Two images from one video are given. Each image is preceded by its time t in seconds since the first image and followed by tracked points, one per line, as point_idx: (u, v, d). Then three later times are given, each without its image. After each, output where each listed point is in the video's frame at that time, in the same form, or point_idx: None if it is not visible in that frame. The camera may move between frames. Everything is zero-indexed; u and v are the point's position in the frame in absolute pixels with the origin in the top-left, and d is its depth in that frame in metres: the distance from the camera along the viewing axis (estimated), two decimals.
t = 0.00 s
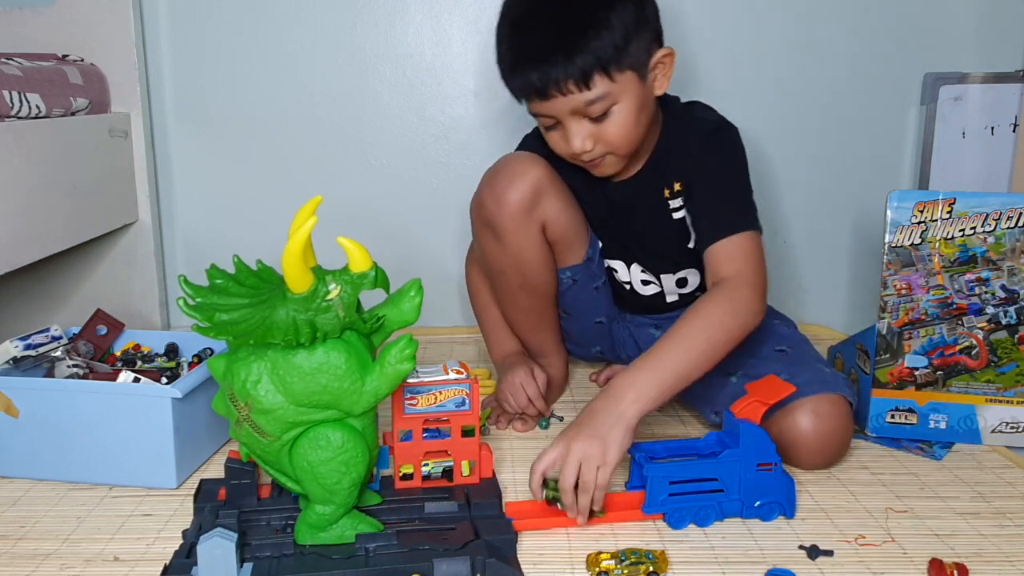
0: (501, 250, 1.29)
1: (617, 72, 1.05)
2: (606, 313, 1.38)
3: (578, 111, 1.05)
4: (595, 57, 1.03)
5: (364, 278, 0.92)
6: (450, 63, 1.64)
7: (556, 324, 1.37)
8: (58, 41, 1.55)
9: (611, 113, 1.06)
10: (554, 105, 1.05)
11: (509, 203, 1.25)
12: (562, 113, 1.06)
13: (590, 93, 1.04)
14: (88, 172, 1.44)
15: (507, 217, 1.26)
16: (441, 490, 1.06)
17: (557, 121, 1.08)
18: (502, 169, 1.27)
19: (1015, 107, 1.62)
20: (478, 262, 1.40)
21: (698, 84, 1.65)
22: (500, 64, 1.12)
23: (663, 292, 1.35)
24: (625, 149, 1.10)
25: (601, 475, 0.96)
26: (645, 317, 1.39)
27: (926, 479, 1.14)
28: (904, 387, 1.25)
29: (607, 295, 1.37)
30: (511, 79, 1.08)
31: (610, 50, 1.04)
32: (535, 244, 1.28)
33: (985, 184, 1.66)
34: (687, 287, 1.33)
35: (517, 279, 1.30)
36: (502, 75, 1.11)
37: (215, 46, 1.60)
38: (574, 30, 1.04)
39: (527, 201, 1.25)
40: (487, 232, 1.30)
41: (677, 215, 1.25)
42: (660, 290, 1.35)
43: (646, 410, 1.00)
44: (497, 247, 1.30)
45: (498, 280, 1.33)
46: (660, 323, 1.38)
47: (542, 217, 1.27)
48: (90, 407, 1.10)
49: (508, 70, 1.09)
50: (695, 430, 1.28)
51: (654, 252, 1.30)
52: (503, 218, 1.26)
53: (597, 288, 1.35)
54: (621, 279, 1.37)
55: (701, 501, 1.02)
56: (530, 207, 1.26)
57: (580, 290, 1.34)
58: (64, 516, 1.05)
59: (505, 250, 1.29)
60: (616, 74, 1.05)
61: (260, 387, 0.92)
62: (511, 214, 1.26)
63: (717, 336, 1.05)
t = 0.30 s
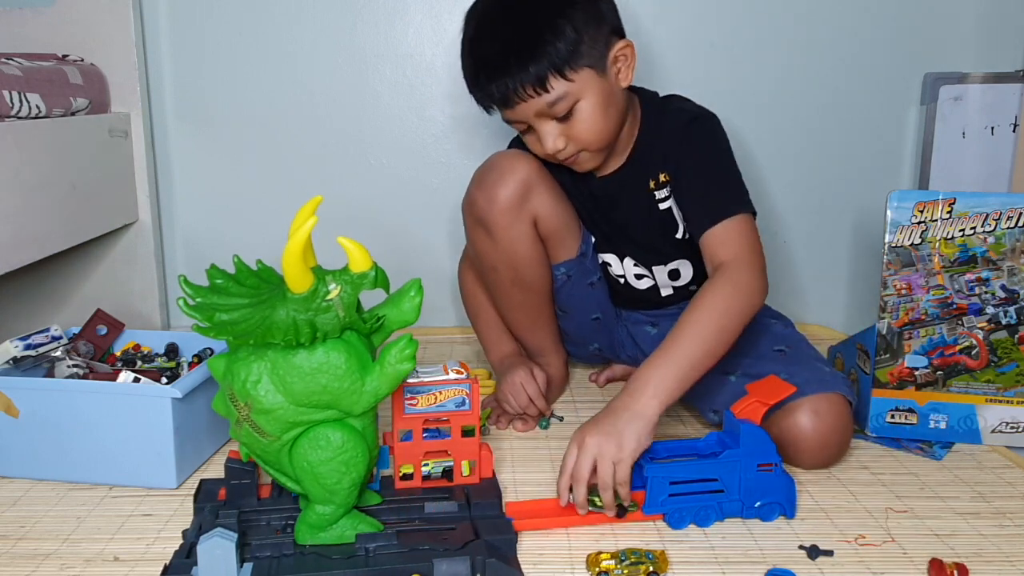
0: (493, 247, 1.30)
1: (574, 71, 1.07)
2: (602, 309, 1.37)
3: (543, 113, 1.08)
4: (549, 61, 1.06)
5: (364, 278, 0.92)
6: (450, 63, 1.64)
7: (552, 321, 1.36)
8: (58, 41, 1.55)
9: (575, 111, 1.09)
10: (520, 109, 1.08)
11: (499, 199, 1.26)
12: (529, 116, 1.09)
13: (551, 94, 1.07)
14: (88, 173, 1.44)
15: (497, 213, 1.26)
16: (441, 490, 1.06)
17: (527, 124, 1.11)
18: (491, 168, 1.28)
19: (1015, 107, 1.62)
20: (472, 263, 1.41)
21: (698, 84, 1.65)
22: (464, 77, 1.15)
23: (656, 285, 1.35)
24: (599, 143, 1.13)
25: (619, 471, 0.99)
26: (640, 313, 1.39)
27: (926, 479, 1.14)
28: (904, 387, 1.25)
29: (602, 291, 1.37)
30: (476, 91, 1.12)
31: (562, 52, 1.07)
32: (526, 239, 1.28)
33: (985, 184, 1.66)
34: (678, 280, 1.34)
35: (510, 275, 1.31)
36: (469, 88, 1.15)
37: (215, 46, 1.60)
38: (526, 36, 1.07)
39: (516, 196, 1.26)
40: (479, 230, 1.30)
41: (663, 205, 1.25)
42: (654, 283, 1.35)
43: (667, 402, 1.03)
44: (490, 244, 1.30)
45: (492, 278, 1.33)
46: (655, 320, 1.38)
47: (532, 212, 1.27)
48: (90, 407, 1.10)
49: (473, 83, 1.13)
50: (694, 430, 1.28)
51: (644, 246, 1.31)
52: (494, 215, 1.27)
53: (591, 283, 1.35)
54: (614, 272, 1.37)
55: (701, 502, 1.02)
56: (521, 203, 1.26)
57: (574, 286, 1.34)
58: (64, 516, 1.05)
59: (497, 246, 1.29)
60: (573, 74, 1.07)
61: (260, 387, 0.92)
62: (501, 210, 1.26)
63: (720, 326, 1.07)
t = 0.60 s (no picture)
0: (493, 245, 1.29)
1: (568, 66, 1.07)
2: (602, 309, 1.37)
3: (539, 109, 1.08)
4: (543, 58, 1.06)
5: (364, 278, 0.92)
6: (449, 63, 1.64)
7: (552, 321, 1.36)
8: (58, 41, 1.55)
9: (571, 106, 1.09)
10: (515, 105, 1.09)
11: (498, 197, 1.26)
12: (524, 113, 1.09)
13: (545, 90, 1.07)
14: (88, 173, 1.44)
15: (496, 211, 1.26)
16: (441, 490, 1.06)
17: (523, 121, 1.11)
18: (490, 166, 1.28)
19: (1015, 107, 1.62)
20: (472, 263, 1.41)
21: (698, 83, 1.65)
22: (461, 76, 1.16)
23: (656, 283, 1.35)
24: (596, 138, 1.12)
25: (624, 481, 0.99)
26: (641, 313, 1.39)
27: (926, 479, 1.14)
28: (904, 387, 1.25)
29: (602, 289, 1.36)
30: (472, 90, 1.13)
31: (557, 48, 1.07)
32: (525, 236, 1.28)
33: (985, 185, 1.66)
34: (678, 278, 1.33)
35: (510, 274, 1.31)
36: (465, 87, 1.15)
37: (215, 46, 1.60)
38: (519, 34, 1.07)
39: (515, 194, 1.26)
40: (478, 228, 1.30)
41: (662, 204, 1.25)
42: (654, 282, 1.35)
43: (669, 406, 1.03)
44: (489, 242, 1.30)
45: (492, 277, 1.33)
46: (655, 318, 1.38)
47: (531, 210, 1.27)
48: (90, 407, 1.10)
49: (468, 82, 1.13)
50: (694, 430, 1.28)
51: (643, 244, 1.31)
52: (493, 213, 1.27)
53: (591, 282, 1.35)
54: (615, 271, 1.37)
55: (701, 502, 1.02)
56: (520, 201, 1.26)
57: (574, 285, 1.34)
58: (64, 516, 1.05)
59: (496, 244, 1.29)
60: (567, 69, 1.07)
61: (260, 387, 0.92)
62: (501, 209, 1.26)
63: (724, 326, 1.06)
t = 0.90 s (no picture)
0: (493, 245, 1.29)
1: (577, 59, 1.09)
2: (602, 308, 1.37)
3: (547, 102, 1.09)
4: (552, 50, 1.07)
5: (364, 278, 0.92)
6: (450, 63, 1.64)
7: (552, 320, 1.36)
8: (58, 41, 1.55)
9: (580, 99, 1.10)
10: (524, 99, 1.09)
11: (498, 197, 1.26)
12: (533, 106, 1.10)
13: (554, 82, 1.08)
14: (88, 173, 1.44)
15: (496, 211, 1.26)
16: (441, 490, 1.06)
17: (531, 115, 1.11)
18: (490, 165, 1.28)
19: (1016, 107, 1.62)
20: (473, 261, 1.41)
21: (698, 83, 1.65)
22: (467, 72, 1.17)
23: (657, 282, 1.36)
24: (603, 134, 1.13)
25: (658, 444, 0.98)
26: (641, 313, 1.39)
27: (926, 479, 1.14)
28: (904, 387, 1.25)
29: (602, 289, 1.36)
30: (480, 85, 1.14)
31: (565, 41, 1.08)
32: (525, 236, 1.28)
33: (985, 185, 1.66)
34: (680, 276, 1.34)
35: (510, 273, 1.31)
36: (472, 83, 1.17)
37: (215, 46, 1.60)
38: (528, 27, 1.08)
39: (515, 194, 1.26)
40: (478, 228, 1.30)
41: (665, 203, 1.27)
42: (655, 281, 1.36)
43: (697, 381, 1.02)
44: (489, 241, 1.30)
45: (492, 277, 1.33)
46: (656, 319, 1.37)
47: (532, 209, 1.27)
48: (90, 407, 1.10)
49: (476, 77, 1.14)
50: (694, 430, 1.28)
51: (644, 242, 1.32)
52: (493, 212, 1.27)
53: (591, 282, 1.34)
54: (615, 270, 1.37)
55: (702, 502, 1.02)
56: (520, 200, 1.26)
57: (574, 285, 1.34)
58: (64, 516, 1.05)
59: (496, 244, 1.29)
60: (576, 63, 1.09)
61: (260, 387, 0.92)
62: (501, 208, 1.26)
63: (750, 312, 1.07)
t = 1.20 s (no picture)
0: (495, 245, 1.29)
1: (596, 52, 1.11)
2: (603, 309, 1.37)
3: (563, 93, 1.11)
4: (571, 41, 1.10)
5: (364, 278, 0.91)
6: (450, 63, 1.64)
7: (553, 320, 1.36)
8: (59, 42, 1.55)
9: (595, 93, 1.12)
10: (540, 89, 1.11)
11: (501, 197, 1.26)
12: (549, 97, 1.11)
13: (572, 73, 1.10)
14: (88, 173, 1.44)
15: (499, 211, 1.26)
16: (441, 490, 1.06)
17: (545, 106, 1.13)
18: (493, 165, 1.28)
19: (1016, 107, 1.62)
20: (473, 259, 1.41)
21: (698, 83, 1.65)
22: (482, 62, 1.19)
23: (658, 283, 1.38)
24: (613, 130, 1.15)
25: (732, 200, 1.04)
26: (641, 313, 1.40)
27: (926, 479, 1.14)
28: (904, 387, 1.25)
29: (603, 290, 1.36)
30: (495, 73, 1.15)
31: (585, 33, 1.10)
32: (527, 237, 1.28)
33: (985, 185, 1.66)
34: (681, 279, 1.38)
35: (511, 273, 1.30)
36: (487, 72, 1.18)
37: (215, 46, 1.60)
38: (549, 18, 1.11)
39: (518, 194, 1.26)
40: (482, 228, 1.30)
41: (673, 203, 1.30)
42: (657, 283, 1.38)
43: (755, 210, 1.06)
44: (491, 241, 1.30)
45: (495, 277, 1.33)
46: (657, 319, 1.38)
47: (535, 210, 1.27)
48: (90, 406, 1.10)
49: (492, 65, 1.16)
50: (694, 430, 1.28)
51: (645, 242, 1.34)
52: (496, 212, 1.27)
53: (592, 283, 1.34)
54: (616, 272, 1.38)
55: (702, 502, 1.02)
56: (523, 200, 1.26)
57: (575, 286, 1.34)
58: (64, 516, 1.05)
59: (498, 244, 1.29)
60: (594, 56, 1.11)
61: (260, 387, 0.92)
62: (504, 208, 1.26)
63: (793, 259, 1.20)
